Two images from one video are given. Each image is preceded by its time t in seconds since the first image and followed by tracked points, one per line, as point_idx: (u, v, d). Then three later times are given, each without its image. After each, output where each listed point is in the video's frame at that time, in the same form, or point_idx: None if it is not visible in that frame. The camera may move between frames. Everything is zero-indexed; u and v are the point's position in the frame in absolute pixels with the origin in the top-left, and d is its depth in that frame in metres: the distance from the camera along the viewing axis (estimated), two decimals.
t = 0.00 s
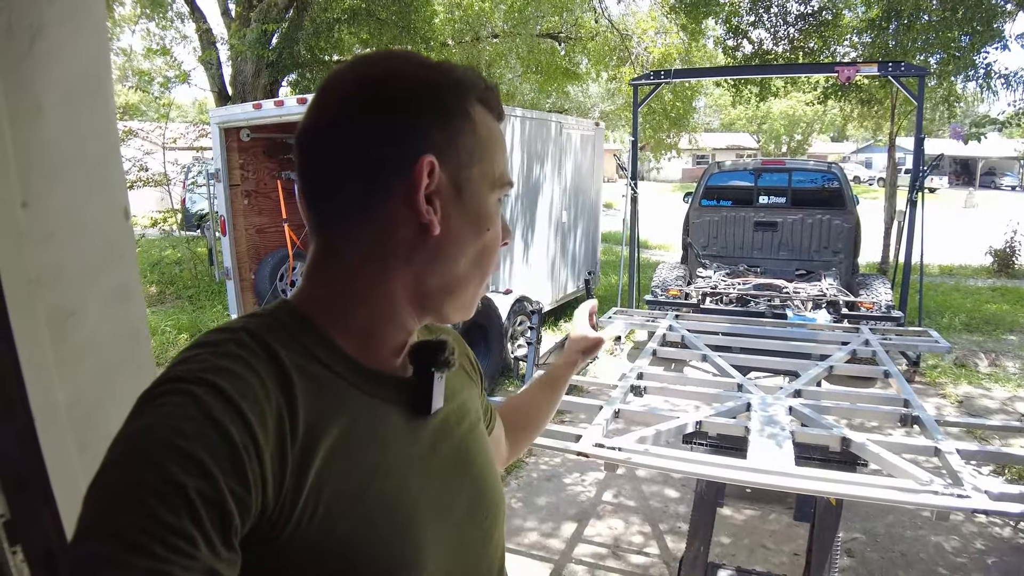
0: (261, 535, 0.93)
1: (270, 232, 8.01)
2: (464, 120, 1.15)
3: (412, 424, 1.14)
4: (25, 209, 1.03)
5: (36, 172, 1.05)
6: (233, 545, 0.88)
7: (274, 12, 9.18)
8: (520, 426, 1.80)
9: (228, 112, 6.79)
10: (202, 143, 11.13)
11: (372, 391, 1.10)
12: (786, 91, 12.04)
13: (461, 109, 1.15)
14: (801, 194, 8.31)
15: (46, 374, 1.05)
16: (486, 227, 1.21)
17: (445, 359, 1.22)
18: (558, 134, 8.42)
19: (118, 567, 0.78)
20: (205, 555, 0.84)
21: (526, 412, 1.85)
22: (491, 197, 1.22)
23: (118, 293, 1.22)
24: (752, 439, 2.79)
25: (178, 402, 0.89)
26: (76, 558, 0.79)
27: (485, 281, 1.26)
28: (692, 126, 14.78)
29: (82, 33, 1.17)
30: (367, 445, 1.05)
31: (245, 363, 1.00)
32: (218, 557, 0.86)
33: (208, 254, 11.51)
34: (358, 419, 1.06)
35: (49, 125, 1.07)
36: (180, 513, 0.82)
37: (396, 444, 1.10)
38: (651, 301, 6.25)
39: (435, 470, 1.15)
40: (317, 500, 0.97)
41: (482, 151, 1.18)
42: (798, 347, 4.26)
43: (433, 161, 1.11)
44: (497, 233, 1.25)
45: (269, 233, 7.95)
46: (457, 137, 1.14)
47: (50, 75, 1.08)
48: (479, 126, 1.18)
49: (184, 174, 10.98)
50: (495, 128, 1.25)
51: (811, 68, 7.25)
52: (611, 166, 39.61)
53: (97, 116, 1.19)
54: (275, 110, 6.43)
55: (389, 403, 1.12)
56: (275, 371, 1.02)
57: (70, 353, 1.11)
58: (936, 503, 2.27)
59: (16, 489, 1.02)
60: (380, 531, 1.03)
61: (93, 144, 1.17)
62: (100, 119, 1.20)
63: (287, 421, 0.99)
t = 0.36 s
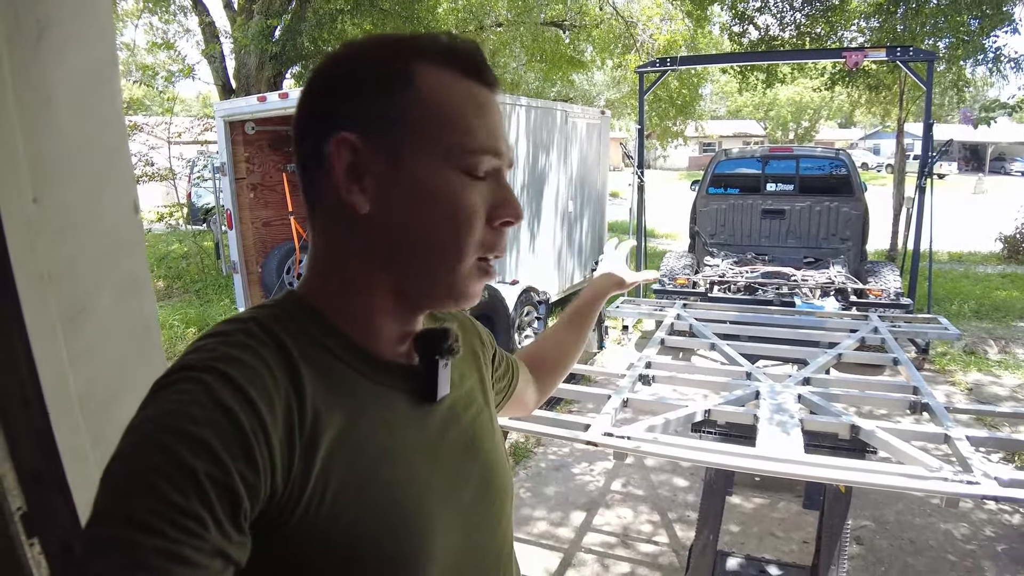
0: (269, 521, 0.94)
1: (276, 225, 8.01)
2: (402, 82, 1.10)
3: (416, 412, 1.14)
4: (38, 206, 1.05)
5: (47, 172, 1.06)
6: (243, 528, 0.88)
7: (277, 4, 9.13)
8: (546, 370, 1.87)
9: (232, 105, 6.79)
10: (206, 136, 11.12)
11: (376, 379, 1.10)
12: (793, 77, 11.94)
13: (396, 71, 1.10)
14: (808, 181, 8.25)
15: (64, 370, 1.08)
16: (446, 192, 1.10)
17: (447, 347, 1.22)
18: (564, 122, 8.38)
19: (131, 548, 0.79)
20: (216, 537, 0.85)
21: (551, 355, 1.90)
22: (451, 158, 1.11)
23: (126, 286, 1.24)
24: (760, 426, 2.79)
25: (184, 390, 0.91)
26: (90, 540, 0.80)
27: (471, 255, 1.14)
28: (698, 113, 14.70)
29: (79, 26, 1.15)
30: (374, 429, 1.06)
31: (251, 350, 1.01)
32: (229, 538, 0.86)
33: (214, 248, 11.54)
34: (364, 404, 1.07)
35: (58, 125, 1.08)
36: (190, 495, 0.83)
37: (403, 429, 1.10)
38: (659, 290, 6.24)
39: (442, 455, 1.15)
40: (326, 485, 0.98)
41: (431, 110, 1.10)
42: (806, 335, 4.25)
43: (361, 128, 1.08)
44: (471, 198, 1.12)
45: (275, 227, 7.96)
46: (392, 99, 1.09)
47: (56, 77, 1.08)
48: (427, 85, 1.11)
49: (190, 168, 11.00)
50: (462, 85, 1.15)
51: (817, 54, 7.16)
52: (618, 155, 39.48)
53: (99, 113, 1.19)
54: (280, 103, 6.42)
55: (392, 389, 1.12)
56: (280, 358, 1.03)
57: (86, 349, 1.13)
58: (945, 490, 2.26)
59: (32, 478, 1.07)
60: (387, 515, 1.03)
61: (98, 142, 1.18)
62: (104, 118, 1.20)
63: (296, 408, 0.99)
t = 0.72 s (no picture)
0: (273, 524, 0.92)
1: (274, 227, 7.99)
2: (321, 93, 1.11)
3: (416, 414, 1.12)
4: (39, 212, 1.20)
5: (52, 188, 1.22)
6: (249, 529, 0.86)
7: (273, 4, 9.08)
8: (552, 383, 1.86)
9: (229, 107, 6.78)
10: (203, 138, 11.09)
11: (375, 382, 1.09)
12: (791, 71, 11.90)
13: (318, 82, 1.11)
14: (808, 176, 8.27)
15: (68, 381, 1.24)
16: (346, 203, 1.06)
17: (449, 356, 1.19)
18: (563, 120, 8.37)
19: (137, 547, 0.77)
20: (222, 538, 0.83)
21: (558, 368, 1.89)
22: (354, 167, 1.07)
23: (127, 292, 1.45)
24: (764, 423, 2.78)
25: (192, 392, 0.90)
26: (98, 542, 0.77)
27: (386, 269, 1.07)
28: (696, 109, 14.66)
29: (80, 72, 1.31)
30: (375, 433, 1.05)
31: (254, 352, 1.00)
32: (234, 540, 0.84)
33: (213, 250, 11.52)
34: (367, 407, 1.06)
35: (59, 153, 1.24)
36: (199, 499, 0.82)
37: (406, 431, 1.09)
38: (660, 288, 6.21)
39: (445, 459, 1.14)
40: (330, 489, 0.97)
41: (335, 119, 1.08)
42: (808, 331, 4.23)
43: (301, 142, 1.12)
44: (375, 207, 1.06)
45: (273, 228, 7.98)
46: (313, 113, 1.11)
47: (59, 117, 1.24)
48: (337, 92, 1.08)
49: (188, 171, 10.97)
50: (374, 84, 1.08)
51: (816, 48, 7.13)
52: (616, 151, 39.46)
53: (98, 145, 1.36)
54: (277, 103, 6.39)
55: (392, 392, 1.11)
56: (283, 360, 1.02)
57: (86, 358, 1.31)
58: (952, 486, 2.25)
59: (38, 489, 1.20)
60: (387, 519, 1.01)
61: (96, 168, 1.35)
62: (102, 147, 1.38)
63: (301, 411, 0.98)
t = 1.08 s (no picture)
0: (274, 526, 0.93)
1: (273, 228, 8.00)
2: (340, 100, 1.11)
3: (416, 419, 1.13)
4: (42, 215, 1.21)
5: (54, 191, 1.23)
6: (251, 531, 0.87)
7: (270, 5, 9.06)
8: (555, 394, 1.87)
9: (227, 108, 6.78)
10: (201, 139, 11.09)
11: (377, 386, 1.09)
12: (788, 71, 11.93)
13: (339, 90, 1.11)
14: (806, 175, 8.30)
15: (70, 383, 1.25)
16: (357, 215, 1.07)
17: (448, 359, 1.20)
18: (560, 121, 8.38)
19: (138, 548, 0.77)
20: (224, 540, 0.83)
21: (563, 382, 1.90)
22: (364, 177, 1.07)
23: (130, 293, 1.46)
24: (764, 422, 2.79)
25: (193, 394, 0.90)
26: (100, 543, 0.78)
27: (396, 283, 1.08)
28: (693, 108, 14.68)
29: (81, 72, 1.31)
30: (375, 436, 1.05)
31: (256, 355, 1.00)
32: (235, 541, 0.85)
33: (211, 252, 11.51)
34: (368, 410, 1.06)
35: (61, 154, 1.25)
36: (201, 500, 0.82)
37: (406, 434, 1.09)
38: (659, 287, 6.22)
39: (446, 462, 1.14)
40: (330, 491, 0.97)
41: (354, 129, 1.08)
42: (807, 329, 4.24)
43: (314, 147, 1.13)
44: (388, 219, 1.07)
45: (272, 229, 7.99)
46: (330, 118, 1.11)
47: (60, 116, 1.25)
48: (357, 103, 1.09)
49: (186, 172, 10.96)
50: (394, 100, 1.09)
51: (813, 47, 7.13)
52: (614, 151, 39.55)
53: (99, 145, 1.36)
54: (276, 104, 6.39)
55: (394, 396, 1.11)
56: (286, 364, 1.02)
57: (90, 360, 1.32)
58: (952, 483, 2.26)
59: (41, 492, 1.22)
60: (387, 522, 1.02)
61: (99, 170, 1.36)
62: (104, 147, 1.38)
63: (302, 415, 0.98)
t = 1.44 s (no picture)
0: (264, 536, 0.92)
1: (270, 230, 7.97)
2: (344, 110, 1.10)
3: (409, 431, 1.12)
4: (31, 221, 1.20)
5: (44, 197, 1.22)
6: (242, 541, 0.86)
7: (267, 5, 9.02)
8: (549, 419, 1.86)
9: (224, 109, 6.76)
10: (198, 140, 11.06)
11: (370, 397, 1.09)
12: (786, 70, 11.90)
13: (342, 100, 1.11)
14: (804, 175, 8.28)
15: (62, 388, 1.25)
16: (357, 227, 1.06)
17: (441, 369, 1.19)
18: (558, 121, 8.38)
19: (128, 557, 0.76)
20: (215, 549, 0.82)
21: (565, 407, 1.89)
22: (366, 189, 1.06)
23: (123, 297, 1.45)
24: (761, 425, 2.78)
25: (185, 401, 0.89)
26: (90, 553, 0.77)
27: (396, 297, 1.07)
28: (691, 108, 14.66)
29: (74, 78, 1.31)
30: (367, 445, 1.04)
31: (250, 363, 1.00)
32: (226, 550, 0.84)
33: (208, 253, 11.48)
34: (360, 419, 1.06)
35: (51, 160, 1.24)
36: (192, 509, 0.82)
37: (397, 444, 1.08)
38: (656, 288, 6.21)
39: (437, 472, 1.14)
40: (320, 502, 0.96)
41: (356, 142, 1.07)
42: (805, 330, 4.23)
43: (315, 155, 1.12)
44: (389, 233, 1.06)
45: (269, 231, 7.96)
46: (332, 128, 1.10)
47: (52, 120, 1.25)
48: (360, 116, 1.08)
49: (183, 174, 10.92)
50: (399, 113, 1.08)
51: (811, 47, 7.11)
52: (612, 151, 39.57)
53: (91, 149, 1.35)
54: (272, 105, 6.37)
55: (387, 407, 1.10)
56: (279, 372, 1.02)
57: (81, 366, 1.32)
58: (949, 487, 2.25)
59: (33, 498, 1.22)
60: (377, 532, 1.01)
61: (89, 174, 1.34)
62: (95, 151, 1.37)
63: (295, 425, 0.98)
